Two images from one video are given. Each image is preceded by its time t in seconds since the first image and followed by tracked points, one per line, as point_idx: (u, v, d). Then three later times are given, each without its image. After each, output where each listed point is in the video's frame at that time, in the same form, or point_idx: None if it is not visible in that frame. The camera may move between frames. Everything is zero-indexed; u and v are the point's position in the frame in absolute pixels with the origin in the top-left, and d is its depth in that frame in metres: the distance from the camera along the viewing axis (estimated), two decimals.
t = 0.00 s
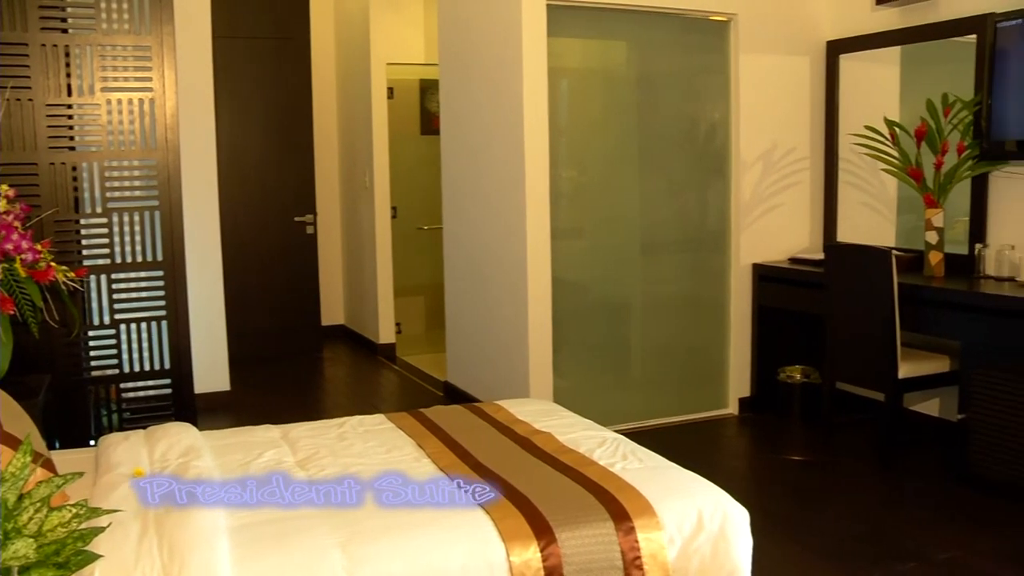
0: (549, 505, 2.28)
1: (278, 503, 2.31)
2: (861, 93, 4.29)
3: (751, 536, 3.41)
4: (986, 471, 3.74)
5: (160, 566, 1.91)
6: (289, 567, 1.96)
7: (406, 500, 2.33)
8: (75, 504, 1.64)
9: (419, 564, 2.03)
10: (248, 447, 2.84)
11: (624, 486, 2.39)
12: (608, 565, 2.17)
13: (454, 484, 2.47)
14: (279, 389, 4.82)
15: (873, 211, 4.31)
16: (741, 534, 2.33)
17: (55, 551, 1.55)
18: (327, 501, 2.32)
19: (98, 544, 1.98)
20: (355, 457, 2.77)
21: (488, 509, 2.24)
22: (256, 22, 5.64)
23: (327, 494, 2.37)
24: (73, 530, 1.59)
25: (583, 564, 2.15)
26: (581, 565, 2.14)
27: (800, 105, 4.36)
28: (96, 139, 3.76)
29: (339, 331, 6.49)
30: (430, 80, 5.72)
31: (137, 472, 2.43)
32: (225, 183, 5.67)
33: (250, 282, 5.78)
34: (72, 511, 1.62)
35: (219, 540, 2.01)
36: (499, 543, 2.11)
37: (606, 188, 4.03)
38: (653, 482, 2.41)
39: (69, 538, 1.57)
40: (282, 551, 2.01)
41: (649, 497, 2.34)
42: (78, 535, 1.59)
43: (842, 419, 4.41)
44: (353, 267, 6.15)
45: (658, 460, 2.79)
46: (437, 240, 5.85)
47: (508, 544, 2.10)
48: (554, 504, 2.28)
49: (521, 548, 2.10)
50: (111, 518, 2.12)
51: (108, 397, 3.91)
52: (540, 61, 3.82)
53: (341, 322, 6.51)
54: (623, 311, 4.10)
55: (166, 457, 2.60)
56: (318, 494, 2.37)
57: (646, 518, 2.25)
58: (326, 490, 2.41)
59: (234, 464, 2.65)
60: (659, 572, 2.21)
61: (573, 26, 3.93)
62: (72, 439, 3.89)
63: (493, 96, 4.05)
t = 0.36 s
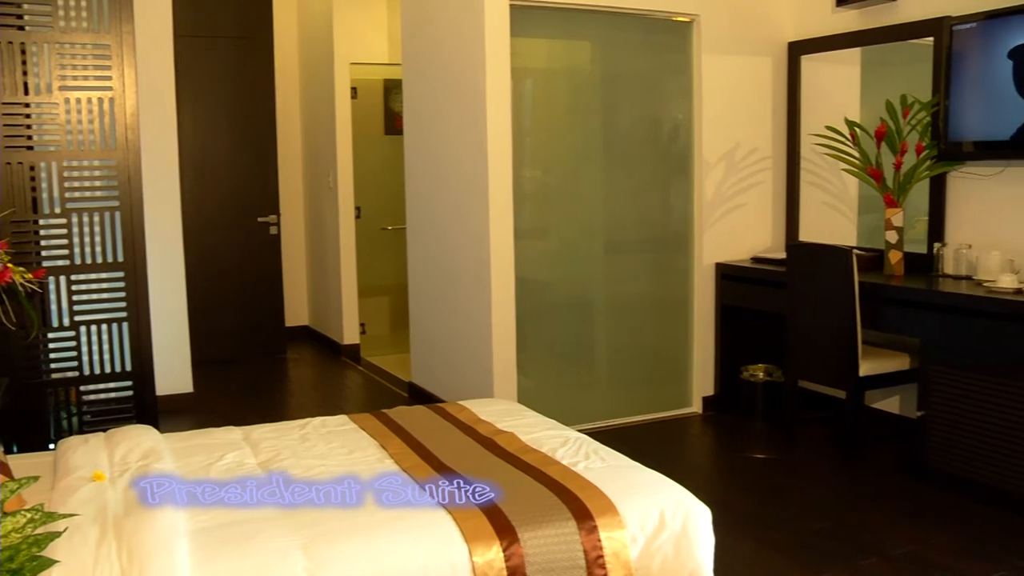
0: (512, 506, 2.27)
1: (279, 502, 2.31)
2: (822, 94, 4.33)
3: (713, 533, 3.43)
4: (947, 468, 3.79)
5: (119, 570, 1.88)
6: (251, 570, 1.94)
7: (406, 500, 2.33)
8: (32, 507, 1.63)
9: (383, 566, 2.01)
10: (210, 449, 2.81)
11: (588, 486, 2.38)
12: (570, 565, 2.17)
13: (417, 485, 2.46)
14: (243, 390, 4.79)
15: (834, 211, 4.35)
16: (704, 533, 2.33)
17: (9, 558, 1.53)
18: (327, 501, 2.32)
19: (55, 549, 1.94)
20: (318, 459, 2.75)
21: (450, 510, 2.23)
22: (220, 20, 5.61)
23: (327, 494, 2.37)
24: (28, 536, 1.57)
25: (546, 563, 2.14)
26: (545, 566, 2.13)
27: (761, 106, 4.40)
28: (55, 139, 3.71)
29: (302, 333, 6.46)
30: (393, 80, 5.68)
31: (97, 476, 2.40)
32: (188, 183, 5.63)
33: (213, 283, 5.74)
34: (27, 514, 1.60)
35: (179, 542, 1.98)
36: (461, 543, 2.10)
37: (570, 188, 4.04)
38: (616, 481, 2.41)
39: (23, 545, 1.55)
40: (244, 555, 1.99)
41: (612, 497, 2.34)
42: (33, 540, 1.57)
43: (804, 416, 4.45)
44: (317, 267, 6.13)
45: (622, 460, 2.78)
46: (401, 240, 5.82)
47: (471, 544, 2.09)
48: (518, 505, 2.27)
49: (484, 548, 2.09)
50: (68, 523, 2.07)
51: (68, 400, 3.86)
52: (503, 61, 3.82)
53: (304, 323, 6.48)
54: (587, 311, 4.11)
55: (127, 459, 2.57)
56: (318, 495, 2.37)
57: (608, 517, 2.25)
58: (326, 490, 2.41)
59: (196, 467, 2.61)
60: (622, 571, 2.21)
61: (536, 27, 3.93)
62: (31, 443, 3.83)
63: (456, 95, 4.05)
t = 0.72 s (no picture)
0: (471, 508, 2.25)
1: (279, 501, 2.30)
2: (778, 94, 4.38)
3: (670, 531, 3.45)
4: (901, 465, 3.85)
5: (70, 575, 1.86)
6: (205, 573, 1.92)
7: (407, 500, 2.32)
8: None
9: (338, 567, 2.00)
10: (165, 452, 2.76)
11: (545, 486, 2.38)
12: (527, 564, 2.17)
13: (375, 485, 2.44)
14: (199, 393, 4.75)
15: (790, 211, 4.39)
16: (659, 531, 2.34)
17: None
18: (327, 501, 2.30)
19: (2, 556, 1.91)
20: (275, 460, 2.71)
21: (407, 510, 2.22)
22: (175, 19, 5.56)
23: (328, 494, 2.35)
24: None
25: (502, 563, 2.14)
26: (502, 567, 2.13)
27: (717, 106, 4.43)
28: (5, 138, 3.65)
29: (260, 334, 6.41)
30: (351, 79, 5.67)
31: (47, 481, 2.36)
32: (144, 184, 5.57)
33: (169, 283, 5.69)
34: None
35: (134, 545, 1.96)
36: (418, 543, 2.10)
37: (528, 189, 4.05)
38: (572, 482, 2.42)
39: None
40: (199, 556, 1.97)
41: (569, 496, 2.34)
42: None
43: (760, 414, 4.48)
44: (274, 268, 6.09)
45: (578, 460, 2.78)
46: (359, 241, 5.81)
47: (428, 545, 2.09)
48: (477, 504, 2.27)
49: (441, 548, 2.08)
50: (15, 530, 2.04)
51: (19, 404, 3.81)
52: (461, 61, 3.82)
53: (262, 324, 6.43)
54: (545, 311, 4.12)
55: (79, 463, 2.53)
56: (319, 495, 2.35)
57: (565, 516, 2.25)
58: (326, 491, 2.39)
59: (151, 470, 2.57)
60: (578, 570, 2.20)
61: (493, 27, 3.93)
62: None
63: (413, 95, 4.04)
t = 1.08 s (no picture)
0: (422, 509, 2.24)
1: (278, 502, 2.28)
2: (728, 95, 4.42)
3: (620, 529, 3.47)
4: (848, 461, 3.90)
5: None
6: None
7: (406, 500, 2.31)
8: None
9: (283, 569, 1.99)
10: (113, 456, 2.72)
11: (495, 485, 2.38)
12: (478, 564, 2.16)
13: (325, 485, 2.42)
14: (149, 396, 4.70)
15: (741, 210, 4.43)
16: (610, 530, 2.35)
17: None
18: (327, 501, 2.28)
19: None
20: (226, 463, 2.67)
21: (356, 512, 2.20)
22: (124, 18, 5.51)
23: (328, 495, 2.33)
24: None
25: (453, 564, 2.13)
26: (451, 568, 2.12)
27: (668, 106, 4.48)
28: None
29: (211, 335, 6.35)
30: (302, 80, 5.67)
31: None
32: (92, 184, 5.51)
33: (119, 285, 5.63)
34: None
35: (78, 553, 1.93)
36: (368, 544, 2.08)
37: (481, 189, 4.06)
38: (523, 481, 2.42)
39: None
40: (145, 560, 1.95)
41: (519, 495, 2.34)
42: None
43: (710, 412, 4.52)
44: (225, 270, 6.05)
45: (529, 459, 2.78)
46: (310, 241, 5.81)
47: (377, 547, 2.07)
48: (430, 503, 2.26)
49: (391, 550, 2.07)
50: None
51: None
52: (411, 61, 3.81)
53: (213, 326, 6.38)
54: (498, 311, 4.14)
55: (23, 469, 2.48)
56: (319, 495, 2.33)
57: (515, 516, 2.25)
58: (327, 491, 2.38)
59: (98, 475, 2.53)
60: (529, 570, 2.20)
61: (444, 27, 3.94)
62: None
63: (364, 95, 4.03)
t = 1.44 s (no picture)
0: (374, 509, 2.24)
1: (278, 501, 2.28)
2: (680, 95, 4.45)
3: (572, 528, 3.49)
4: (799, 457, 3.94)
5: None
6: None
7: (407, 499, 2.30)
8: None
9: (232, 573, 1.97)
10: (60, 460, 2.68)
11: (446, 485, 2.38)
12: (430, 565, 2.16)
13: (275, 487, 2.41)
14: (101, 399, 4.64)
15: (695, 210, 4.45)
16: (562, 528, 2.36)
17: None
18: (326, 501, 2.29)
19: None
20: (177, 467, 2.63)
21: (308, 514, 2.18)
22: (74, 16, 5.45)
23: (328, 494, 2.34)
24: None
25: (405, 565, 2.12)
26: (403, 567, 2.11)
27: (623, 107, 4.50)
28: None
29: (164, 337, 6.29)
30: (255, 79, 5.62)
31: None
32: (41, 184, 5.43)
33: (70, 286, 5.56)
34: None
35: (21, 560, 1.90)
36: (320, 546, 2.07)
37: (435, 189, 4.07)
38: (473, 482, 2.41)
39: None
40: (92, 565, 1.92)
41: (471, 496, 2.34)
42: None
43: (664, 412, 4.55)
44: (178, 271, 5.99)
45: (481, 459, 2.79)
46: (264, 241, 5.80)
47: (329, 549, 2.06)
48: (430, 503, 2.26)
49: (342, 551, 2.06)
50: None
51: None
52: (364, 61, 3.80)
53: (165, 328, 6.31)
54: (452, 311, 4.15)
55: None
56: (319, 495, 2.34)
57: (467, 516, 2.25)
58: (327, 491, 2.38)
59: (43, 481, 2.49)
60: (481, 570, 2.21)
61: (397, 27, 3.94)
62: None
63: (316, 95, 4.02)
